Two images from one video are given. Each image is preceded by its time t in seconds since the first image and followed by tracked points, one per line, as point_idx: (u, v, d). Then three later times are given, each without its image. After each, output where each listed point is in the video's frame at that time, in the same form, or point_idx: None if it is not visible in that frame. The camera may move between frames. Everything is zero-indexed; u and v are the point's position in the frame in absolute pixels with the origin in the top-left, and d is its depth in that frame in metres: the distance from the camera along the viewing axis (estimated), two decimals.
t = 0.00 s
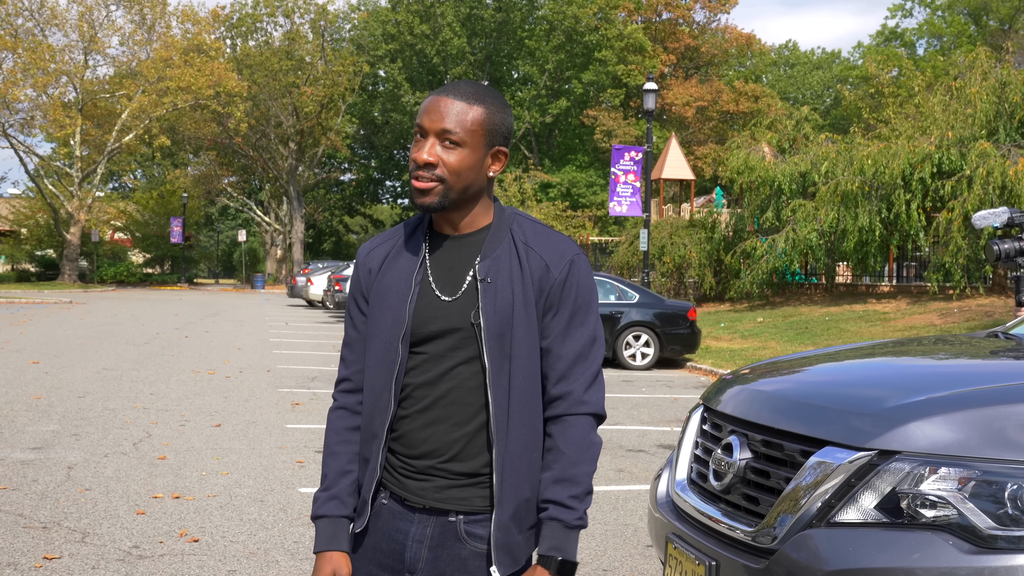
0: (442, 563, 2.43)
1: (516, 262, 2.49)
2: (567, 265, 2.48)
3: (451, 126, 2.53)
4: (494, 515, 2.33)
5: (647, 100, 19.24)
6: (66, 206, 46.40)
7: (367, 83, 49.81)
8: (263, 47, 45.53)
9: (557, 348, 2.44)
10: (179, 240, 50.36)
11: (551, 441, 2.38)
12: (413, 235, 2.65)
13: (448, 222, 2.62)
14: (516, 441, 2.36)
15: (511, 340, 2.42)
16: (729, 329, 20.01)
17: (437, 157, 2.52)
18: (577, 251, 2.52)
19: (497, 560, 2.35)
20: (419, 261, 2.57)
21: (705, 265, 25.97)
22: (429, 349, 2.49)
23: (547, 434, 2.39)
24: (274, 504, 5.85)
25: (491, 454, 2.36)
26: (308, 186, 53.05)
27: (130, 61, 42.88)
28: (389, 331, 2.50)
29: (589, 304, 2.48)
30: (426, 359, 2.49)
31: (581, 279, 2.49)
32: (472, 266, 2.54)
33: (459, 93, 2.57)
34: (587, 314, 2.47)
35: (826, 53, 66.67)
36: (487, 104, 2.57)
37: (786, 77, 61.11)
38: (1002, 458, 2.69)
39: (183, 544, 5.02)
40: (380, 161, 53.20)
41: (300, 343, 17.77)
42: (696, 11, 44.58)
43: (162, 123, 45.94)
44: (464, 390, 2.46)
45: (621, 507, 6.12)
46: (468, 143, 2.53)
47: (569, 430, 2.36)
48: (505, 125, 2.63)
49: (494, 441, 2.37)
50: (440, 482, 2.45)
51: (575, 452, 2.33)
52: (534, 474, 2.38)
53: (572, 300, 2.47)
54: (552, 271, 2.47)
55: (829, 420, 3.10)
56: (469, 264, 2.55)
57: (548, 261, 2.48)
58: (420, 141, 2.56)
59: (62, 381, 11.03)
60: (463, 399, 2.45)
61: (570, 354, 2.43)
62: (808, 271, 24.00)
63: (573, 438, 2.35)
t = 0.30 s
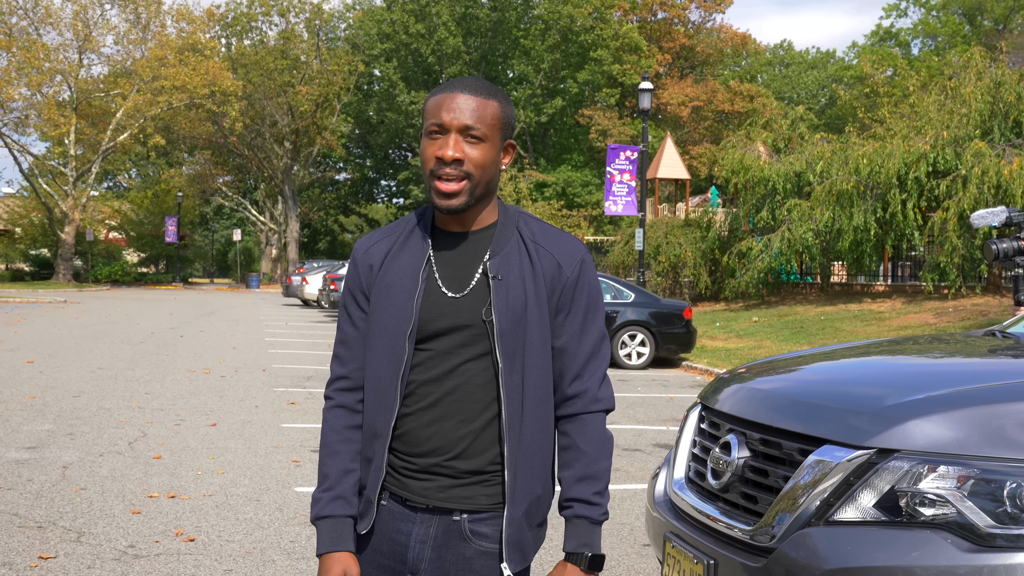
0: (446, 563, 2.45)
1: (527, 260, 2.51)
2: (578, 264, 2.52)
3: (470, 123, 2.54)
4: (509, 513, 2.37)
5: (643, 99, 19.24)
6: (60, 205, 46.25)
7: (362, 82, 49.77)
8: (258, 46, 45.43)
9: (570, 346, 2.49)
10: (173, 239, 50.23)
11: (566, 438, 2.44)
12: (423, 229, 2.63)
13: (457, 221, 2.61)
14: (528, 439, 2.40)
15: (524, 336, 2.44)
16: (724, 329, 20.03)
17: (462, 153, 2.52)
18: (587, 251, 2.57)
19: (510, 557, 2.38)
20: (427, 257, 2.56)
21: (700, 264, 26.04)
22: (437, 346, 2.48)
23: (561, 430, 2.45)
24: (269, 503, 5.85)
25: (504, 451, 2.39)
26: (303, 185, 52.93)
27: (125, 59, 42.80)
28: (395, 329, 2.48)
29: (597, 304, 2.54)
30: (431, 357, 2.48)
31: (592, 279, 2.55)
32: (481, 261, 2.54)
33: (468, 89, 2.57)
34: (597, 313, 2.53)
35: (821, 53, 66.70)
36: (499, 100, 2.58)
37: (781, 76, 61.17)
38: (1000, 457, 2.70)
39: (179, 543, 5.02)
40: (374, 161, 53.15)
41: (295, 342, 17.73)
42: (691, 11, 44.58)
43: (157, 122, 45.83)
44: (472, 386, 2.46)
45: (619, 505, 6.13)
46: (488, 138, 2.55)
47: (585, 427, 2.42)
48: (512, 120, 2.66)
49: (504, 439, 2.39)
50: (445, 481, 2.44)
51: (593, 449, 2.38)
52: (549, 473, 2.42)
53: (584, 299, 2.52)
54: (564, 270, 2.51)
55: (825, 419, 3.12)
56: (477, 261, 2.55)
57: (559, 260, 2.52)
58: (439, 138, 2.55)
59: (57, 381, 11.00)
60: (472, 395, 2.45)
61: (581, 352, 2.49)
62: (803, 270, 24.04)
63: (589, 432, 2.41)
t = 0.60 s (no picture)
0: (439, 564, 2.44)
1: (531, 263, 2.50)
2: (582, 271, 2.51)
3: (472, 122, 2.54)
4: (503, 516, 2.36)
5: (638, 98, 19.23)
6: (55, 206, 46.09)
7: (357, 82, 49.75)
8: (253, 46, 45.35)
9: (571, 352, 2.47)
10: (168, 240, 50.11)
11: (561, 445, 2.43)
12: (429, 228, 2.64)
13: (464, 221, 2.60)
14: (523, 444, 2.38)
15: (524, 340, 2.43)
16: (720, 328, 20.05)
17: (470, 154, 2.52)
18: (591, 257, 2.56)
19: (502, 562, 2.38)
20: (432, 257, 2.56)
21: (696, 264, 26.05)
22: (438, 347, 2.49)
23: (556, 437, 2.44)
24: (265, 503, 5.84)
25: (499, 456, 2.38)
26: (298, 185, 52.81)
27: (120, 59, 42.73)
28: (398, 330, 2.48)
29: (599, 311, 2.53)
30: (432, 358, 2.48)
31: (596, 284, 2.53)
32: (486, 263, 2.54)
33: (467, 89, 2.57)
34: (599, 321, 2.52)
35: (815, 53, 66.78)
36: (498, 96, 2.58)
37: (776, 76, 61.23)
38: (997, 456, 2.71)
39: (175, 544, 5.01)
40: (370, 161, 53.13)
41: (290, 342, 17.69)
42: (686, 11, 44.59)
43: (152, 121, 45.70)
44: (470, 387, 2.46)
45: (615, 505, 6.14)
46: (492, 135, 2.55)
47: (580, 436, 2.42)
48: (512, 115, 2.65)
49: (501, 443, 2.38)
50: (438, 481, 2.44)
51: (587, 457, 2.39)
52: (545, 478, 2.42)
53: (586, 305, 2.50)
54: (568, 276, 2.50)
55: (823, 418, 3.13)
56: (482, 262, 2.54)
57: (563, 265, 2.51)
58: (443, 142, 2.55)
59: (52, 381, 10.96)
60: (469, 397, 2.45)
61: (580, 358, 2.48)
62: (798, 270, 24.08)
63: (583, 441, 2.41)
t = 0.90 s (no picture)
0: (426, 565, 2.42)
1: (520, 268, 2.49)
2: (572, 276, 2.48)
3: (424, 130, 2.56)
4: (484, 524, 2.33)
5: (633, 100, 19.25)
6: (49, 207, 45.98)
7: (353, 83, 49.80)
8: (248, 47, 45.33)
9: (558, 359, 2.44)
10: (163, 240, 50.05)
11: (548, 452, 2.39)
12: (423, 238, 2.67)
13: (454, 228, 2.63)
14: (508, 450, 2.36)
15: (509, 346, 2.41)
16: (715, 329, 20.11)
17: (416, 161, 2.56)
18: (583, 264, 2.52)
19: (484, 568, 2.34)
20: (423, 264, 2.58)
21: (690, 265, 26.10)
22: (430, 350, 2.50)
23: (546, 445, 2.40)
24: (260, 505, 5.84)
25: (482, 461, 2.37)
26: (293, 186, 52.73)
27: (114, 61, 42.71)
28: (392, 333, 2.51)
29: (591, 319, 2.47)
30: (425, 360, 2.50)
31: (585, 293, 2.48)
32: (478, 269, 2.53)
33: (433, 97, 2.60)
34: (590, 327, 2.47)
35: (810, 54, 66.89)
36: (459, 101, 2.57)
37: (770, 77, 61.38)
38: (991, 458, 2.71)
39: (168, 546, 5.01)
40: (365, 161, 53.12)
41: (285, 343, 17.68)
42: (681, 12, 44.65)
43: (147, 122, 45.63)
44: (458, 392, 2.46)
45: (608, 507, 6.15)
46: (447, 139, 2.54)
47: (567, 444, 2.36)
48: (488, 114, 2.59)
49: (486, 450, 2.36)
50: (426, 482, 2.44)
51: (574, 465, 2.33)
52: (530, 484, 2.38)
53: (574, 313, 2.47)
54: (556, 281, 2.47)
55: (816, 420, 3.14)
56: (474, 267, 2.54)
57: (551, 272, 2.48)
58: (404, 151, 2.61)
59: (46, 382, 10.95)
60: (456, 401, 2.46)
61: (568, 368, 2.43)
62: (793, 271, 24.15)
63: (569, 448, 2.35)
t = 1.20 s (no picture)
0: (415, 563, 2.42)
1: (500, 267, 2.46)
2: (546, 272, 2.42)
3: (392, 135, 2.58)
4: (462, 522, 2.31)
5: (629, 101, 19.22)
6: (45, 208, 45.90)
7: (349, 84, 49.79)
8: (244, 47, 45.28)
9: (537, 358, 2.38)
10: (159, 241, 50.03)
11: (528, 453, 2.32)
12: (415, 243, 2.69)
13: (447, 230, 2.64)
14: (490, 448, 2.34)
15: (487, 346, 2.39)
16: (711, 330, 20.13)
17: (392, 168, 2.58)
18: (563, 258, 2.45)
19: (461, 567, 2.33)
20: (415, 266, 2.59)
21: (686, 265, 26.15)
22: (421, 348, 2.50)
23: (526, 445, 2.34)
24: (256, 505, 5.84)
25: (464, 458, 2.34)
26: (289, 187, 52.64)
27: (110, 61, 42.66)
28: (383, 329, 2.54)
29: (571, 315, 2.39)
30: (415, 359, 2.50)
31: (563, 288, 2.41)
32: (461, 268, 2.53)
33: (398, 105, 2.62)
34: (570, 322, 2.39)
35: (806, 54, 67.00)
36: (423, 102, 2.58)
37: (766, 78, 61.49)
38: (987, 456, 2.72)
39: (164, 545, 5.00)
40: (361, 162, 53.08)
41: (280, 343, 17.65)
42: (677, 13, 44.61)
43: (142, 123, 45.57)
44: (443, 390, 2.46)
45: (604, 507, 6.15)
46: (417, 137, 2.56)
47: (544, 444, 2.28)
48: (448, 107, 2.59)
49: (467, 445, 2.35)
50: (417, 480, 2.45)
51: (548, 467, 2.25)
52: (508, 484, 2.34)
53: (551, 310, 2.40)
54: (531, 278, 2.42)
55: (810, 419, 3.14)
56: (459, 267, 2.55)
57: (527, 269, 2.43)
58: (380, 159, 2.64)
59: (42, 383, 10.94)
60: (441, 399, 2.45)
61: (547, 366, 2.36)
62: (789, 272, 24.18)
63: (544, 449, 2.27)
